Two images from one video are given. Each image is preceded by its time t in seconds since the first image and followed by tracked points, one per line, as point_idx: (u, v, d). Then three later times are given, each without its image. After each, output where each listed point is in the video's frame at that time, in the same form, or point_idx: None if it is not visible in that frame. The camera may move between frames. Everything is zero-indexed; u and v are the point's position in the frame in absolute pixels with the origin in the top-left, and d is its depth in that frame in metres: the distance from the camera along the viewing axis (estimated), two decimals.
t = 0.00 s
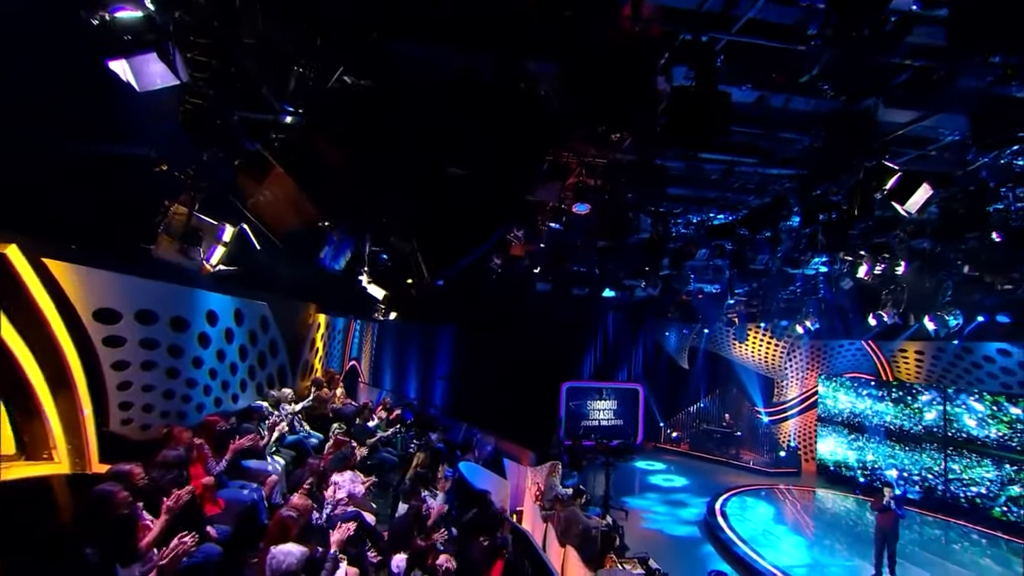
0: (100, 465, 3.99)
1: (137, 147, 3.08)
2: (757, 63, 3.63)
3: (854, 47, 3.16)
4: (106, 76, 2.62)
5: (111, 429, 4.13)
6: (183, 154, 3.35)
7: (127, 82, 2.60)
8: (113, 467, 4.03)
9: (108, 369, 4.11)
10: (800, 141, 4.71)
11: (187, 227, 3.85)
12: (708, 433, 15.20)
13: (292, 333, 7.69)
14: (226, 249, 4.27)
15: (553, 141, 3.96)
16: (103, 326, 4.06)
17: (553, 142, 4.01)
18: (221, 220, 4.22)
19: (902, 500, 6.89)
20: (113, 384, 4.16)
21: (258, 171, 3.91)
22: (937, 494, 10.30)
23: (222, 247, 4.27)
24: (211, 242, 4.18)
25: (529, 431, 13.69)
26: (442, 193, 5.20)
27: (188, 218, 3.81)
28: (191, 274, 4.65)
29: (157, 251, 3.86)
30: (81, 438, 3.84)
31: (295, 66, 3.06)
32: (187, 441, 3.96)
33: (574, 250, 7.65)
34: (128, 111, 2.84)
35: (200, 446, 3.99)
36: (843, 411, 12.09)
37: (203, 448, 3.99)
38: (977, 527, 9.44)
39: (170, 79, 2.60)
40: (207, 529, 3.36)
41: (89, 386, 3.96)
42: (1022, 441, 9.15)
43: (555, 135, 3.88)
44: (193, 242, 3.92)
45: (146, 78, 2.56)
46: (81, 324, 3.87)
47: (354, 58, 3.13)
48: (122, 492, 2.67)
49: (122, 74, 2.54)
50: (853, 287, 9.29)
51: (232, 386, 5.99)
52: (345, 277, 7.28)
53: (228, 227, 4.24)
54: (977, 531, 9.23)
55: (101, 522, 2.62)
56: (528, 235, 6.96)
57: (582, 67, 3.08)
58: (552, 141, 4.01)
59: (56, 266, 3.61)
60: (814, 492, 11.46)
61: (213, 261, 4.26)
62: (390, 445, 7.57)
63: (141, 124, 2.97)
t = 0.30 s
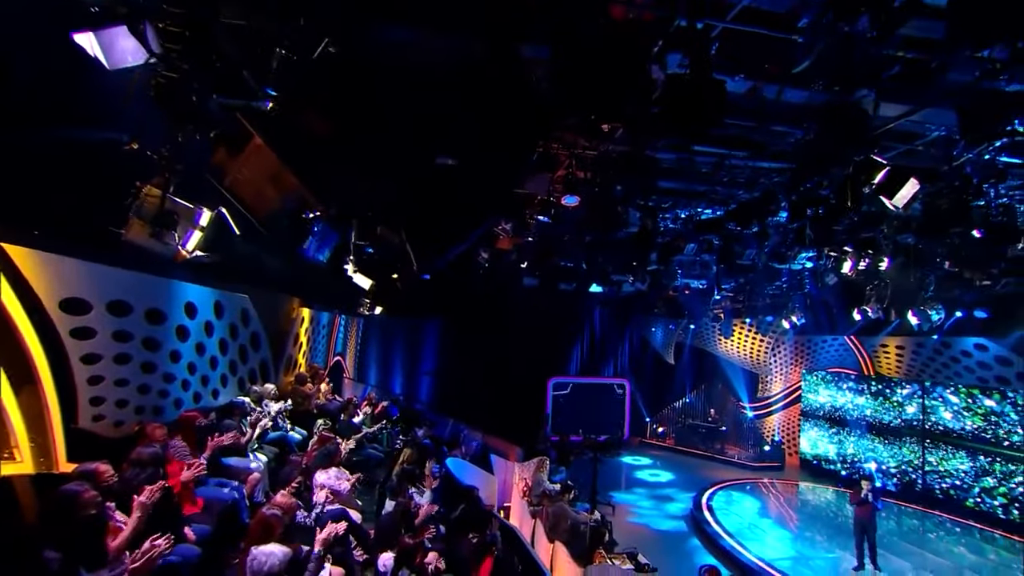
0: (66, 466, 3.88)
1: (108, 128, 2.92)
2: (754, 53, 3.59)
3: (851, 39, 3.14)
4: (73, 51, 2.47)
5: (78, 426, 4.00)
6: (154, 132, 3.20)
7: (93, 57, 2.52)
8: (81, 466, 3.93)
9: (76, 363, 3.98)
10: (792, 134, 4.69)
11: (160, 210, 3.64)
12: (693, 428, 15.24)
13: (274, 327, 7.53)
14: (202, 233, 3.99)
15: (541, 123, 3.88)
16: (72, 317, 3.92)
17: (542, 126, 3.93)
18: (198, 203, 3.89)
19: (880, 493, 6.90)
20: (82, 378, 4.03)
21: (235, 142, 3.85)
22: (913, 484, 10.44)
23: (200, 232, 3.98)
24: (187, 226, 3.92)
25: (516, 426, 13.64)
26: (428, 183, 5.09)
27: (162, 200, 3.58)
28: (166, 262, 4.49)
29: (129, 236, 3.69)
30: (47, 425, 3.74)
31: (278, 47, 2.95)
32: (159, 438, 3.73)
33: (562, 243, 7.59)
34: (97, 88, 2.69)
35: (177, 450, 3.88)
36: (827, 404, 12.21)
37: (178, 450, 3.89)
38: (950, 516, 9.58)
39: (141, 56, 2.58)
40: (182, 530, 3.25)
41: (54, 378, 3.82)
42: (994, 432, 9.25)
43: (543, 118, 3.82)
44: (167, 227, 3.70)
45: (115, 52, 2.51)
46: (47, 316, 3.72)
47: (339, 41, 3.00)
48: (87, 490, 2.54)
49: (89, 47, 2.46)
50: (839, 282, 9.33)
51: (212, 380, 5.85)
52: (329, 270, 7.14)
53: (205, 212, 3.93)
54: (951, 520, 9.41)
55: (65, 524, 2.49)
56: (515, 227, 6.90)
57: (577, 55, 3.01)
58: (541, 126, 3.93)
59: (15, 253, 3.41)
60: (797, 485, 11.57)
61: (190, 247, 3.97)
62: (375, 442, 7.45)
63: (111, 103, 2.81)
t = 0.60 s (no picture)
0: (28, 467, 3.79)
1: (76, 107, 2.80)
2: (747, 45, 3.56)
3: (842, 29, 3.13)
4: (35, 21, 2.33)
5: (44, 424, 3.90)
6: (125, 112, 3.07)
7: (59, 33, 2.44)
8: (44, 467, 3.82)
9: (42, 357, 3.86)
10: (781, 129, 4.68)
11: (128, 192, 3.46)
12: (678, 424, 15.22)
13: (256, 323, 7.36)
14: (177, 217, 3.95)
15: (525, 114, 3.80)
16: (38, 309, 3.80)
17: (528, 117, 3.85)
18: (173, 185, 3.87)
19: (860, 486, 6.95)
20: (48, 374, 3.91)
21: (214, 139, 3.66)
22: (893, 477, 10.73)
23: (174, 216, 3.94)
24: (162, 211, 3.88)
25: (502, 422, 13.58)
26: (413, 173, 4.98)
27: (131, 180, 3.43)
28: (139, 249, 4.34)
29: (94, 219, 3.47)
30: (4, 427, 3.66)
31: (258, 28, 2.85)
32: (133, 435, 3.58)
33: (550, 238, 7.53)
34: (62, 60, 2.56)
35: (149, 447, 3.73)
36: (812, 399, 12.37)
37: (149, 447, 3.73)
38: (929, 509, 9.92)
39: (108, 29, 2.52)
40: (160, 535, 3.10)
41: (14, 375, 3.74)
42: (970, 424, 9.45)
43: (530, 108, 3.72)
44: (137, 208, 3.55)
45: (81, 24, 2.45)
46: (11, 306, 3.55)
47: (322, 22, 2.90)
48: (55, 494, 2.44)
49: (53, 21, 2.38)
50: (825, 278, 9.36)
51: (191, 376, 5.72)
52: (313, 263, 7.00)
53: (180, 196, 3.91)
54: (927, 512, 9.71)
55: (29, 530, 2.36)
56: (504, 222, 7.03)
57: (568, 40, 2.95)
58: (526, 117, 3.85)
59: None
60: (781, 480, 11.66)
61: (164, 230, 3.92)
62: (360, 438, 7.34)
63: (78, 77, 2.68)
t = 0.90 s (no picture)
0: None
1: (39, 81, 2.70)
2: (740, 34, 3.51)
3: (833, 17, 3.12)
4: None
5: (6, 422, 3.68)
6: (89, 83, 2.88)
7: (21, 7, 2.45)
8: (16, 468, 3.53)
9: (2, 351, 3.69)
10: (771, 123, 4.67)
11: (91, 170, 3.29)
12: (665, 420, 15.19)
13: (237, 318, 7.16)
14: (147, 200, 3.73)
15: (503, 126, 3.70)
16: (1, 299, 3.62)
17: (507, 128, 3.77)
18: (143, 166, 3.70)
19: (844, 480, 6.97)
20: (9, 368, 3.74)
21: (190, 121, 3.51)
22: (875, 472, 10.85)
23: (145, 198, 3.72)
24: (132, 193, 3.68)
25: (488, 418, 13.50)
26: (397, 174, 4.86)
27: (95, 159, 3.26)
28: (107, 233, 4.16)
29: (53, 200, 3.29)
30: None
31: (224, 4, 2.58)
32: (103, 434, 3.49)
33: (539, 233, 7.46)
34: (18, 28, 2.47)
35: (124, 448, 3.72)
36: (796, 395, 12.45)
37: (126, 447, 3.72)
38: (909, 501, 10.10)
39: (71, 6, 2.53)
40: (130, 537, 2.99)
41: None
42: (948, 418, 9.66)
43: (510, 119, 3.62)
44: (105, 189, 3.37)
45: None
46: None
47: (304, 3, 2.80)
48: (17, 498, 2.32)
49: None
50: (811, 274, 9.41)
51: (168, 373, 5.57)
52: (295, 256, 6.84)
53: (151, 177, 3.72)
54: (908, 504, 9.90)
55: None
56: (492, 215, 6.94)
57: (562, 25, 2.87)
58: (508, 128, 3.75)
59: None
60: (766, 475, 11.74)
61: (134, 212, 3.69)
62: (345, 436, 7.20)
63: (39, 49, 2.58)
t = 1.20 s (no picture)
0: None
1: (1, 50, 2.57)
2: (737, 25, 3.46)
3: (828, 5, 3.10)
4: None
5: None
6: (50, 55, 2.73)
7: None
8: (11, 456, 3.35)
9: None
10: (763, 118, 4.64)
11: (45, 144, 3.03)
12: (652, 416, 15.20)
13: (217, 313, 6.98)
14: (113, 181, 3.53)
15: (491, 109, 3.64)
16: None
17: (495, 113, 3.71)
18: (110, 144, 3.46)
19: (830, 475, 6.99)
20: None
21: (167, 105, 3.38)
22: (857, 467, 10.95)
23: (110, 178, 3.52)
24: (98, 171, 3.51)
25: (475, 415, 13.41)
26: (384, 159, 4.74)
27: (53, 134, 3.01)
28: (77, 220, 4.01)
29: (5, 175, 3.13)
30: None
31: None
32: (69, 433, 3.34)
33: (528, 227, 7.39)
34: None
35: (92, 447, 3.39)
36: (781, 390, 12.55)
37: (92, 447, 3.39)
38: (888, 493, 10.25)
39: None
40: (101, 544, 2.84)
41: None
42: (926, 412, 9.85)
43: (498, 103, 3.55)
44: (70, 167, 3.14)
45: None
46: None
47: None
48: None
49: None
50: (798, 271, 9.47)
51: (144, 369, 5.42)
52: (278, 248, 6.69)
53: (118, 157, 3.50)
54: (888, 496, 10.04)
55: None
56: (480, 208, 6.86)
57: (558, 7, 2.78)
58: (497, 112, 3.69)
59: None
60: (751, 470, 11.82)
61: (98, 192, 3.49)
62: (330, 433, 7.13)
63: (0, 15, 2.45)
